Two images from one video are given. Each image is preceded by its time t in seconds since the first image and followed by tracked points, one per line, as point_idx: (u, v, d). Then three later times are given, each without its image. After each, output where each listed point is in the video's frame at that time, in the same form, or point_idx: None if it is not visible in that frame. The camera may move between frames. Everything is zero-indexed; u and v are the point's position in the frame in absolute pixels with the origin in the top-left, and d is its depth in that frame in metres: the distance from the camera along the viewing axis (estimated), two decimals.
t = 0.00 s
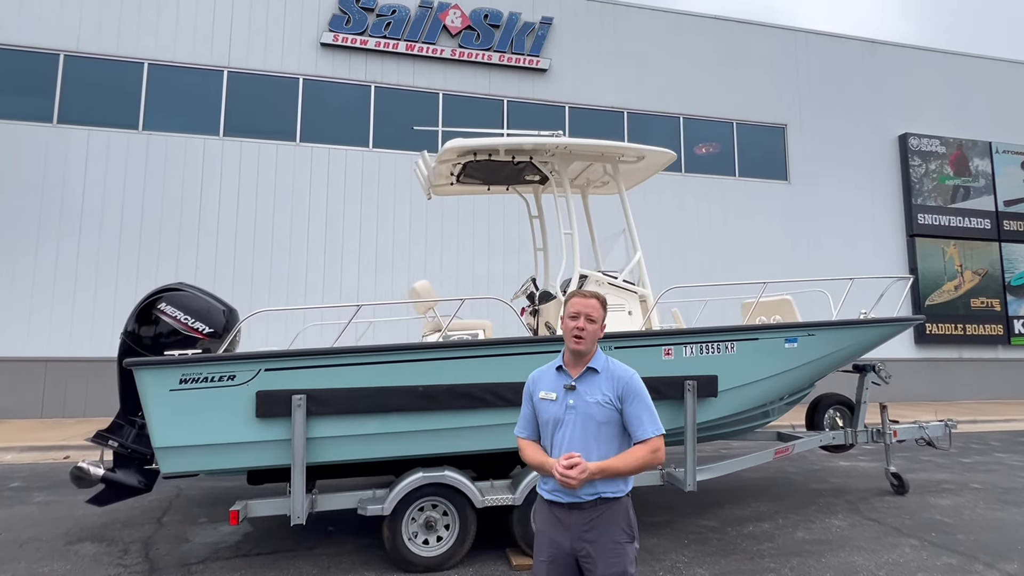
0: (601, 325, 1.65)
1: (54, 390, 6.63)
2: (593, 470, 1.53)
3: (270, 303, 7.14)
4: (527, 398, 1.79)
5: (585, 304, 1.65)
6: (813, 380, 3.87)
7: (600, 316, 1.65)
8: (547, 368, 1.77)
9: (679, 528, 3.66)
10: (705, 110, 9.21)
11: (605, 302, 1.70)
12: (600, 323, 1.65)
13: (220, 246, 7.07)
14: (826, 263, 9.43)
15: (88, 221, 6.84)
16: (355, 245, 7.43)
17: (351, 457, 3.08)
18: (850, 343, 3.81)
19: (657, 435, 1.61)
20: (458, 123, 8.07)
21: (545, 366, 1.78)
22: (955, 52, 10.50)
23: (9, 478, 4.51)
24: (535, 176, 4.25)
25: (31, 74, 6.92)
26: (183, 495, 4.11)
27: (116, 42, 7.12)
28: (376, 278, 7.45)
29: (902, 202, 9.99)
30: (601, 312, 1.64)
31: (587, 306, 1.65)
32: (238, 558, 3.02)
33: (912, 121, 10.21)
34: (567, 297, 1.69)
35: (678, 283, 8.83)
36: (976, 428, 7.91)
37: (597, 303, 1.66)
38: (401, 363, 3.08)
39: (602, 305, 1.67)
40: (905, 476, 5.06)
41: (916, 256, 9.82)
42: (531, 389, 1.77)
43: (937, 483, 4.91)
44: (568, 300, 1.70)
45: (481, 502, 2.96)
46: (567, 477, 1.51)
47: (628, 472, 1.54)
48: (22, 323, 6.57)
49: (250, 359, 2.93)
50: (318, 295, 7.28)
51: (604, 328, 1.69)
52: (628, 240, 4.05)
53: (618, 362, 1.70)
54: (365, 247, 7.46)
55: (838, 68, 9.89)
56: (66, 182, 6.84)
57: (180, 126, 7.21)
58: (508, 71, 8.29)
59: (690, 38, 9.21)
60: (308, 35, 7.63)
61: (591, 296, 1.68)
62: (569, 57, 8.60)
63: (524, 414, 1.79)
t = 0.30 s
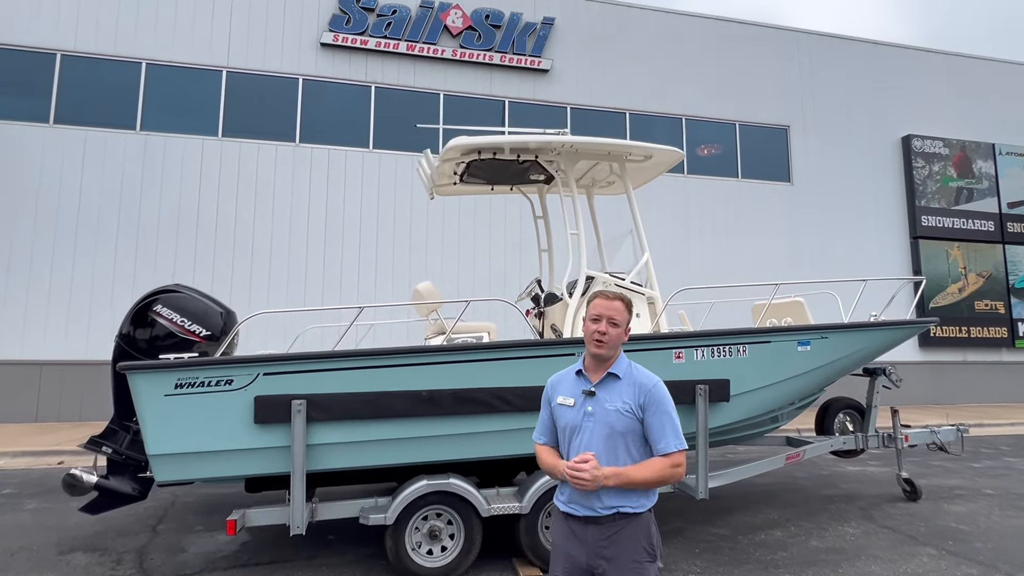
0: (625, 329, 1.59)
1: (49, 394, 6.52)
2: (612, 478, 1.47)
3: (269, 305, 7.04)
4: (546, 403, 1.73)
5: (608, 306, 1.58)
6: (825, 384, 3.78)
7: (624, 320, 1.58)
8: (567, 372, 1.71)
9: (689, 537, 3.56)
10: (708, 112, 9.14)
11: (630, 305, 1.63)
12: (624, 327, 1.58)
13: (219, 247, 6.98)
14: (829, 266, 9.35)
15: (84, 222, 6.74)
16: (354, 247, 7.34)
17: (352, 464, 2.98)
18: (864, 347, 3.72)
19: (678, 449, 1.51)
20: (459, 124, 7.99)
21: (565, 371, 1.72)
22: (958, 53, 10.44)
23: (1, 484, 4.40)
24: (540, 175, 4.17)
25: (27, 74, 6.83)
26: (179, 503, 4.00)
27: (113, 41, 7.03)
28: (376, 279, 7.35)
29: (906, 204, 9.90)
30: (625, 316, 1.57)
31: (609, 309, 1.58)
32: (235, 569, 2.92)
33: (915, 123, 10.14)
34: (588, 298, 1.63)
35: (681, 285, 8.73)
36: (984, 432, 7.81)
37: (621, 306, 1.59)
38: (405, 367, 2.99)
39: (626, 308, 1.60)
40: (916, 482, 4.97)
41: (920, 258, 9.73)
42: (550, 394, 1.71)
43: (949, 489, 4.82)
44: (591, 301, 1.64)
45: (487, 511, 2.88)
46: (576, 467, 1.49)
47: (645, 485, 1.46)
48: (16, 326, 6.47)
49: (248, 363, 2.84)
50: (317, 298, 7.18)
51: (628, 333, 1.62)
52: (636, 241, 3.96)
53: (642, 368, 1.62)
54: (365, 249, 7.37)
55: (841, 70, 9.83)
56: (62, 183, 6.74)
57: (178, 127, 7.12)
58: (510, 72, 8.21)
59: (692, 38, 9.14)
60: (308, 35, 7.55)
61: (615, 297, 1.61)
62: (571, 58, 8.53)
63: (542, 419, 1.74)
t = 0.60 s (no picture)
0: (642, 330, 1.51)
1: (40, 395, 6.40)
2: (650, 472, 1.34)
3: (264, 305, 6.92)
4: (555, 411, 1.65)
5: (624, 305, 1.51)
6: (836, 387, 3.68)
7: (641, 320, 1.51)
8: (577, 378, 1.64)
9: (696, 545, 3.45)
10: (710, 111, 9.04)
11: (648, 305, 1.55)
12: (641, 328, 1.51)
13: (214, 246, 6.87)
14: (832, 267, 9.25)
15: (77, 220, 6.62)
16: (352, 247, 7.22)
17: (348, 471, 2.87)
18: (876, 349, 3.62)
19: (698, 458, 1.42)
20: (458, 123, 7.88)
21: (575, 376, 1.65)
22: (961, 54, 10.35)
23: None
24: (542, 172, 4.06)
25: (21, 70, 6.72)
26: (170, 509, 3.88)
27: (108, 38, 6.92)
28: (373, 280, 7.23)
29: (909, 205, 9.80)
30: (642, 316, 1.50)
31: (626, 308, 1.51)
32: None
33: (918, 123, 10.05)
34: (603, 295, 1.56)
35: (682, 287, 8.62)
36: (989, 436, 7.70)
37: (638, 306, 1.52)
38: (403, 369, 2.88)
39: (643, 307, 1.53)
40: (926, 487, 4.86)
41: (923, 260, 9.63)
42: (560, 400, 1.63)
43: (960, 495, 4.71)
44: (605, 300, 1.57)
45: (488, 520, 2.76)
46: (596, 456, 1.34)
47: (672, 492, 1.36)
48: (7, 326, 6.35)
49: (239, 365, 2.72)
50: (313, 299, 7.06)
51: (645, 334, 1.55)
52: (641, 239, 3.84)
53: (658, 373, 1.55)
54: (363, 249, 7.25)
55: (844, 70, 9.74)
56: (55, 180, 6.62)
57: (173, 125, 7.00)
58: (510, 71, 8.11)
59: (694, 37, 9.05)
60: (305, 32, 7.44)
61: (632, 296, 1.54)
62: (572, 56, 8.43)
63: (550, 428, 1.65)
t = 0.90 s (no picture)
0: (652, 334, 1.46)
1: (27, 396, 6.26)
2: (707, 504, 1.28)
3: (257, 306, 6.79)
4: (556, 417, 1.59)
5: (631, 310, 1.43)
6: (844, 392, 3.57)
7: (650, 324, 1.45)
8: (581, 384, 1.57)
9: (701, 555, 3.34)
10: (710, 111, 8.94)
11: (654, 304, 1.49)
12: (650, 332, 1.45)
13: (206, 245, 6.74)
14: (833, 269, 9.15)
15: (67, 217, 6.48)
16: (348, 247, 7.11)
17: (338, 479, 2.75)
18: (886, 353, 3.52)
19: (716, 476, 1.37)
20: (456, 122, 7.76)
21: (579, 382, 1.58)
22: (963, 55, 10.27)
23: None
24: (542, 170, 3.95)
25: (10, 65, 6.59)
26: (156, 517, 3.76)
27: (100, 33, 6.79)
28: (370, 279, 7.12)
29: (910, 207, 9.71)
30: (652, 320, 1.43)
31: (634, 314, 1.43)
32: None
33: (920, 124, 9.96)
34: (606, 299, 1.48)
35: (682, 289, 8.51)
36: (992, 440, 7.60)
37: (646, 309, 1.45)
38: (396, 374, 2.77)
39: (651, 310, 1.46)
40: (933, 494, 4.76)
41: (925, 263, 9.54)
42: (561, 409, 1.57)
43: (968, 502, 4.61)
44: (608, 302, 1.49)
45: (485, 531, 2.65)
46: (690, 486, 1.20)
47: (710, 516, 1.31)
48: None
49: (224, 369, 2.62)
50: (308, 299, 6.94)
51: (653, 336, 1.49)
52: (644, 239, 3.73)
53: (671, 382, 1.48)
54: (359, 248, 7.13)
55: (845, 71, 9.65)
56: (44, 177, 6.49)
57: (166, 121, 6.88)
58: (509, 69, 8.00)
59: (695, 37, 8.95)
60: (301, 29, 7.32)
61: (639, 298, 1.46)
62: (572, 55, 8.32)
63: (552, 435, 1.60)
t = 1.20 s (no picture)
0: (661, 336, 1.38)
1: (16, 396, 6.15)
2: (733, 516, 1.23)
3: (251, 305, 6.69)
4: (557, 423, 1.50)
5: (639, 310, 1.36)
6: (848, 396, 3.50)
7: (658, 325, 1.37)
8: (584, 388, 1.48)
9: (703, 562, 3.27)
10: (710, 111, 8.87)
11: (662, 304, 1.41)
12: (659, 334, 1.37)
13: (200, 243, 6.64)
14: (832, 270, 9.09)
15: (57, 214, 6.37)
16: (343, 245, 7.01)
17: (330, 484, 2.67)
18: (892, 356, 3.44)
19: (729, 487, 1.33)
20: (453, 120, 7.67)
21: (582, 386, 1.49)
22: (962, 57, 10.24)
23: None
24: (542, 167, 3.86)
25: None
26: (144, 521, 3.66)
27: (92, 26, 6.68)
28: (365, 278, 7.03)
29: (909, 209, 9.67)
30: (661, 321, 1.35)
31: (641, 315, 1.36)
32: None
33: (919, 126, 9.92)
34: (612, 298, 1.40)
35: (680, 290, 8.44)
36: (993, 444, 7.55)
37: (654, 308, 1.37)
38: (390, 376, 2.68)
39: (659, 309, 1.38)
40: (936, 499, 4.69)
41: (924, 264, 9.49)
42: (563, 415, 1.48)
43: (972, 508, 4.54)
44: (614, 302, 1.41)
45: (482, 538, 2.56)
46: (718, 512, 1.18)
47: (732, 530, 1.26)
48: None
49: (211, 370, 2.54)
50: (302, 298, 6.84)
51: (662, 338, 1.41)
52: (646, 238, 3.64)
53: (681, 387, 1.42)
54: (355, 247, 7.04)
55: (845, 72, 9.59)
56: (34, 172, 6.38)
57: (159, 118, 6.77)
58: (508, 67, 7.91)
59: (695, 36, 8.88)
60: (297, 25, 7.22)
61: (646, 297, 1.39)
62: (571, 53, 8.23)
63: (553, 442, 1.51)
